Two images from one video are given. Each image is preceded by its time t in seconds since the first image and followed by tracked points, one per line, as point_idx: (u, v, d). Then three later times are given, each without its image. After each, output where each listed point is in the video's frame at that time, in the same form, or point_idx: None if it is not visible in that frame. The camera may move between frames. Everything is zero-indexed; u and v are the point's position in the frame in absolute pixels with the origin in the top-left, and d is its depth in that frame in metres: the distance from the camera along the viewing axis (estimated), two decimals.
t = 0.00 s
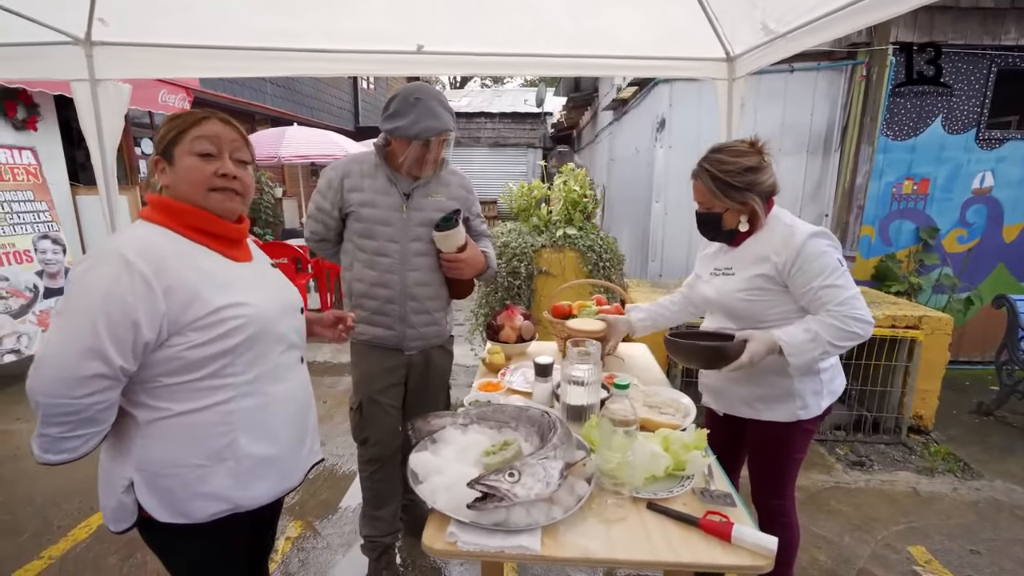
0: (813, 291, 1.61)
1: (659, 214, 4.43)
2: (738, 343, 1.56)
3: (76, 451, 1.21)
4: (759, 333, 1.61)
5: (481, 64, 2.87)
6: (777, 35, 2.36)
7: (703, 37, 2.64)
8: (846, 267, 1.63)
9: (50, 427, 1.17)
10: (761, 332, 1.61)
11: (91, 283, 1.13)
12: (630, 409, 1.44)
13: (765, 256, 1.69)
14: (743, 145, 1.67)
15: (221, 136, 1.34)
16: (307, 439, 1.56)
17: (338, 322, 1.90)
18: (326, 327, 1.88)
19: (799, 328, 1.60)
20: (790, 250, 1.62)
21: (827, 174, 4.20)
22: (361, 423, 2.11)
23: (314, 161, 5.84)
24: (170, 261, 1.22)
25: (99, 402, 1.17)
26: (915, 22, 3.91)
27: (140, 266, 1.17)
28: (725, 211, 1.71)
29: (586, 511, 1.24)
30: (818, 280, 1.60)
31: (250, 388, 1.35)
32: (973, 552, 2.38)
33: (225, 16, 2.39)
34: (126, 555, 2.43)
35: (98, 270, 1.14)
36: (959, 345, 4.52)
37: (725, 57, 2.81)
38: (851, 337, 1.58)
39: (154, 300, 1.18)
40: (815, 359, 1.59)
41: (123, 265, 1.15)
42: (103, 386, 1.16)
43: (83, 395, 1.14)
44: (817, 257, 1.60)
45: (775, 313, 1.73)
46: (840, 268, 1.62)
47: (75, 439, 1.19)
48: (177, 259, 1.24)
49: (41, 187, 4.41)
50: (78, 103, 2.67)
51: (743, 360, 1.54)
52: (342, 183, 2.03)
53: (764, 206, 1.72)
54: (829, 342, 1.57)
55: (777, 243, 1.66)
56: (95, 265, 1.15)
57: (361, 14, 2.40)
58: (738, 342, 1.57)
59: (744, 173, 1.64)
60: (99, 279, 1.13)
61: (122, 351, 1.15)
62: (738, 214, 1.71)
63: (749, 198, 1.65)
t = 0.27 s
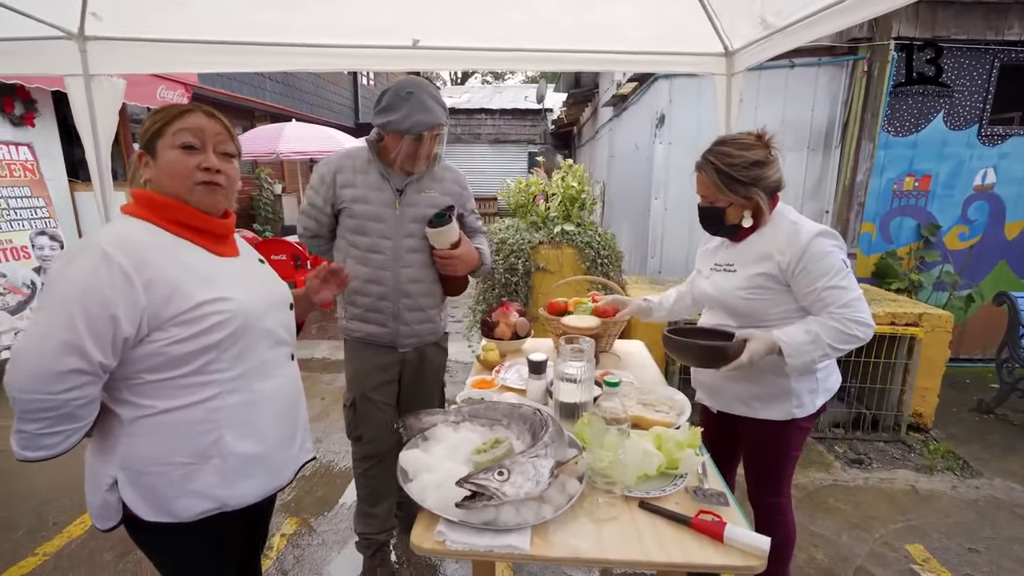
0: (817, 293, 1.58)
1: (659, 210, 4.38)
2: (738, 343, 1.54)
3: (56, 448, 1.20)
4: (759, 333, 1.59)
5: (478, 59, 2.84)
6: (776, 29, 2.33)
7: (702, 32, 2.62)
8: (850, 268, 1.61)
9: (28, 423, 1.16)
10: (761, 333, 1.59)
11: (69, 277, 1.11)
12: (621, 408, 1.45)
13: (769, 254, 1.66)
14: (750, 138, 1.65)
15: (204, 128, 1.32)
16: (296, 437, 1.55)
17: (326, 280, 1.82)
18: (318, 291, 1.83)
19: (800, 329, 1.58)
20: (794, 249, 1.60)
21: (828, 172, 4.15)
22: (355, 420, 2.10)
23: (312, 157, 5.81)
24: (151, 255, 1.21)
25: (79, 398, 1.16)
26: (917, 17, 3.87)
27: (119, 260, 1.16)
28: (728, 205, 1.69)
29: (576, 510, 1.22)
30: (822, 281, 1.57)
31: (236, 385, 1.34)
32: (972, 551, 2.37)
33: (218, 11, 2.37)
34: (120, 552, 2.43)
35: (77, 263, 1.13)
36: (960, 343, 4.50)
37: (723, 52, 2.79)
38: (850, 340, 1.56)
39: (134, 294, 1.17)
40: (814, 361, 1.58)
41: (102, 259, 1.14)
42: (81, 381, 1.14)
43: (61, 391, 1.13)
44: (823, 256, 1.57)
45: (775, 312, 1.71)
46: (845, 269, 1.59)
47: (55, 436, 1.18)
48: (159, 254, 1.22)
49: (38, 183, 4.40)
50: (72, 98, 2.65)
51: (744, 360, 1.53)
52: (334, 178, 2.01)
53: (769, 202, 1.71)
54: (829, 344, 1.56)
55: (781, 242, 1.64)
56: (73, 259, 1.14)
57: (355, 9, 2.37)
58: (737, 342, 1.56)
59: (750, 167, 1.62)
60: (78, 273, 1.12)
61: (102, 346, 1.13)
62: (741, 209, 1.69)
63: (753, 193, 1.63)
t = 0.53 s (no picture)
0: (826, 291, 1.57)
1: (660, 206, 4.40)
2: (744, 340, 1.52)
3: (51, 446, 1.20)
4: (765, 330, 1.57)
5: (477, 53, 2.82)
6: (778, 23, 2.31)
7: (703, 26, 2.60)
8: (860, 266, 1.60)
9: (22, 421, 1.15)
10: (766, 330, 1.57)
11: (63, 274, 1.10)
12: (618, 404, 1.45)
13: (778, 250, 1.65)
14: (765, 132, 1.63)
15: (204, 128, 1.32)
16: (293, 434, 1.54)
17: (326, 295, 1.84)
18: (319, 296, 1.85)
19: (809, 328, 1.56)
20: (804, 246, 1.58)
21: (830, 166, 4.15)
22: (354, 416, 2.09)
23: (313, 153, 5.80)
24: (146, 252, 1.20)
25: (73, 396, 1.15)
26: (922, 11, 3.83)
27: (114, 257, 1.15)
28: (738, 199, 1.67)
29: (574, 507, 1.21)
30: (831, 279, 1.56)
31: (233, 382, 1.33)
32: (973, 548, 2.36)
33: (216, 5, 2.35)
34: (121, 546, 2.43)
35: (71, 260, 1.12)
36: (962, 340, 4.48)
37: (726, 46, 2.76)
38: (858, 340, 1.55)
39: (129, 291, 1.16)
40: (822, 360, 1.56)
41: (97, 256, 1.13)
42: (76, 379, 1.14)
43: (56, 388, 1.12)
44: (833, 254, 1.56)
45: (783, 310, 1.69)
46: (855, 268, 1.58)
47: (51, 433, 1.17)
48: (154, 251, 1.21)
49: (38, 179, 4.39)
50: (70, 93, 2.64)
51: (750, 357, 1.51)
52: (332, 173, 2.00)
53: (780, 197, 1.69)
54: (836, 343, 1.54)
55: (791, 238, 1.63)
56: (67, 256, 1.12)
57: (354, 3, 2.35)
58: (743, 338, 1.54)
59: (763, 160, 1.60)
60: (72, 270, 1.11)
61: (96, 344, 1.12)
62: (751, 204, 1.67)
63: (764, 187, 1.62)
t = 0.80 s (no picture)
0: (844, 291, 1.54)
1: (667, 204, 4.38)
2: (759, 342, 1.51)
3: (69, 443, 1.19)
4: (781, 333, 1.56)
5: (484, 49, 2.81)
6: (789, 17, 2.31)
7: (711, 21, 2.57)
8: (880, 266, 1.57)
9: (43, 419, 1.14)
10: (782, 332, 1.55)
11: (85, 275, 1.09)
12: (624, 403, 1.43)
13: (795, 249, 1.63)
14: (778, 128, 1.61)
15: (237, 136, 1.34)
16: (298, 431, 1.55)
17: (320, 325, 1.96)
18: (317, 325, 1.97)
19: (826, 329, 1.54)
20: (822, 246, 1.56)
21: (841, 163, 4.10)
22: (358, 413, 2.10)
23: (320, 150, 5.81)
24: (166, 252, 1.20)
25: (94, 395, 1.15)
26: (936, 5, 3.76)
27: (135, 257, 1.14)
28: (755, 198, 1.65)
29: (577, 507, 1.21)
30: (849, 279, 1.54)
31: (245, 380, 1.34)
32: (983, 551, 2.32)
33: (223, 2, 2.36)
34: (130, 540, 2.45)
35: (92, 260, 1.11)
36: (975, 340, 4.42)
37: (735, 41, 2.73)
38: (878, 342, 1.52)
39: (151, 292, 1.16)
40: (839, 363, 1.54)
41: (119, 257, 1.12)
42: (98, 378, 1.14)
43: (79, 387, 1.12)
44: (854, 252, 1.53)
45: (800, 310, 1.67)
46: (875, 268, 1.55)
47: (68, 431, 1.17)
48: (173, 251, 1.21)
49: (49, 176, 4.43)
50: (80, 90, 2.66)
51: (766, 359, 1.50)
52: (336, 171, 2.00)
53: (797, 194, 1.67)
54: (855, 346, 1.51)
55: (809, 237, 1.60)
56: (87, 257, 1.11)
57: None
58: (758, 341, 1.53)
59: (779, 157, 1.57)
60: (94, 270, 1.10)
61: (118, 343, 1.13)
62: (768, 203, 1.65)
63: (782, 184, 1.59)
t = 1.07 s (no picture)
0: (863, 294, 1.50)
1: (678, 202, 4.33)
2: (771, 345, 1.48)
3: (114, 439, 1.20)
4: (793, 334, 1.53)
5: (494, 47, 2.81)
6: (804, 13, 2.28)
7: (724, 18, 2.54)
8: (903, 269, 1.52)
9: (90, 416, 1.14)
10: (795, 333, 1.53)
11: (128, 272, 1.11)
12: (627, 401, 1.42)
13: (813, 248, 1.59)
14: (802, 124, 1.58)
15: (253, 134, 1.37)
16: (311, 418, 1.58)
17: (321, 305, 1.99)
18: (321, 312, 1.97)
19: (840, 333, 1.51)
20: (842, 246, 1.52)
21: (857, 159, 4.06)
22: (366, 409, 2.11)
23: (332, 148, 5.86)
24: (197, 247, 1.22)
25: (141, 389, 1.16)
26: None
27: (171, 254, 1.17)
28: (778, 196, 1.61)
29: (580, 506, 1.20)
30: (869, 281, 1.49)
31: (266, 370, 1.37)
32: (1001, 559, 2.27)
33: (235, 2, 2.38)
34: (144, 531, 2.50)
35: (131, 259, 1.12)
36: (995, 343, 4.32)
37: (748, 37, 2.69)
38: (896, 349, 1.48)
39: (188, 286, 1.18)
40: (853, 368, 1.50)
41: (156, 254, 1.15)
42: (145, 372, 1.15)
43: (127, 382, 1.14)
44: (875, 254, 1.49)
45: (816, 311, 1.63)
46: (899, 271, 1.50)
47: (116, 426, 1.18)
48: (203, 246, 1.24)
49: (69, 174, 4.52)
50: (97, 89, 2.71)
51: (777, 362, 1.46)
52: (345, 169, 2.02)
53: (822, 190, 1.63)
54: (870, 351, 1.48)
55: (829, 236, 1.56)
56: (124, 255, 1.12)
57: None
58: (770, 343, 1.49)
59: (802, 153, 1.53)
60: (136, 267, 1.12)
61: (163, 337, 1.15)
62: (792, 200, 1.61)
63: (807, 181, 1.55)
